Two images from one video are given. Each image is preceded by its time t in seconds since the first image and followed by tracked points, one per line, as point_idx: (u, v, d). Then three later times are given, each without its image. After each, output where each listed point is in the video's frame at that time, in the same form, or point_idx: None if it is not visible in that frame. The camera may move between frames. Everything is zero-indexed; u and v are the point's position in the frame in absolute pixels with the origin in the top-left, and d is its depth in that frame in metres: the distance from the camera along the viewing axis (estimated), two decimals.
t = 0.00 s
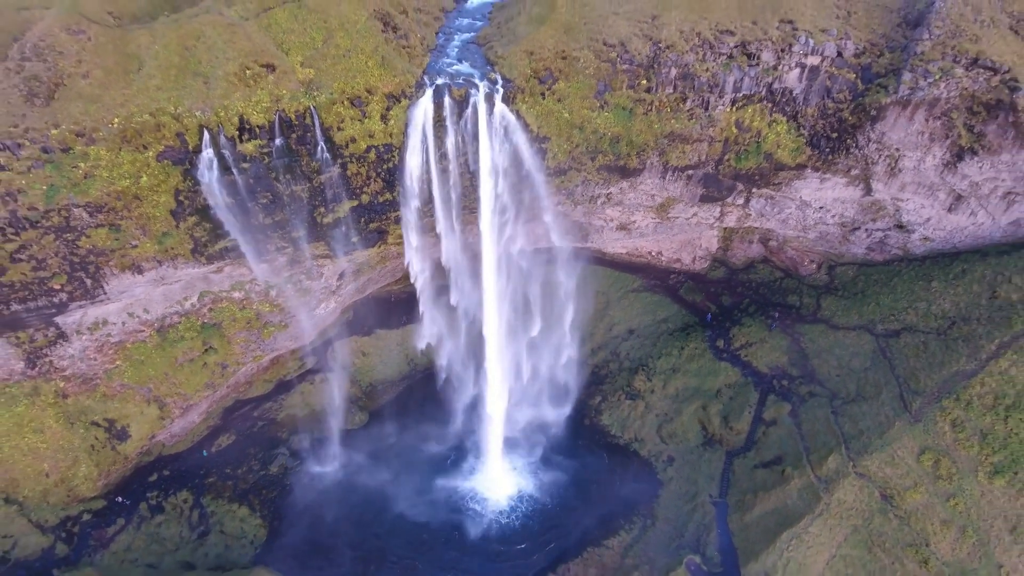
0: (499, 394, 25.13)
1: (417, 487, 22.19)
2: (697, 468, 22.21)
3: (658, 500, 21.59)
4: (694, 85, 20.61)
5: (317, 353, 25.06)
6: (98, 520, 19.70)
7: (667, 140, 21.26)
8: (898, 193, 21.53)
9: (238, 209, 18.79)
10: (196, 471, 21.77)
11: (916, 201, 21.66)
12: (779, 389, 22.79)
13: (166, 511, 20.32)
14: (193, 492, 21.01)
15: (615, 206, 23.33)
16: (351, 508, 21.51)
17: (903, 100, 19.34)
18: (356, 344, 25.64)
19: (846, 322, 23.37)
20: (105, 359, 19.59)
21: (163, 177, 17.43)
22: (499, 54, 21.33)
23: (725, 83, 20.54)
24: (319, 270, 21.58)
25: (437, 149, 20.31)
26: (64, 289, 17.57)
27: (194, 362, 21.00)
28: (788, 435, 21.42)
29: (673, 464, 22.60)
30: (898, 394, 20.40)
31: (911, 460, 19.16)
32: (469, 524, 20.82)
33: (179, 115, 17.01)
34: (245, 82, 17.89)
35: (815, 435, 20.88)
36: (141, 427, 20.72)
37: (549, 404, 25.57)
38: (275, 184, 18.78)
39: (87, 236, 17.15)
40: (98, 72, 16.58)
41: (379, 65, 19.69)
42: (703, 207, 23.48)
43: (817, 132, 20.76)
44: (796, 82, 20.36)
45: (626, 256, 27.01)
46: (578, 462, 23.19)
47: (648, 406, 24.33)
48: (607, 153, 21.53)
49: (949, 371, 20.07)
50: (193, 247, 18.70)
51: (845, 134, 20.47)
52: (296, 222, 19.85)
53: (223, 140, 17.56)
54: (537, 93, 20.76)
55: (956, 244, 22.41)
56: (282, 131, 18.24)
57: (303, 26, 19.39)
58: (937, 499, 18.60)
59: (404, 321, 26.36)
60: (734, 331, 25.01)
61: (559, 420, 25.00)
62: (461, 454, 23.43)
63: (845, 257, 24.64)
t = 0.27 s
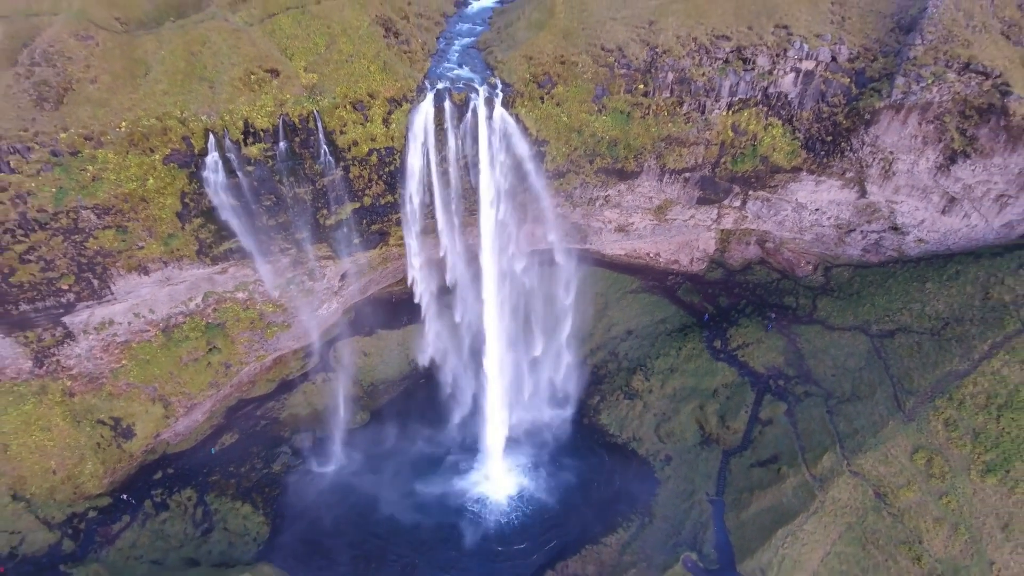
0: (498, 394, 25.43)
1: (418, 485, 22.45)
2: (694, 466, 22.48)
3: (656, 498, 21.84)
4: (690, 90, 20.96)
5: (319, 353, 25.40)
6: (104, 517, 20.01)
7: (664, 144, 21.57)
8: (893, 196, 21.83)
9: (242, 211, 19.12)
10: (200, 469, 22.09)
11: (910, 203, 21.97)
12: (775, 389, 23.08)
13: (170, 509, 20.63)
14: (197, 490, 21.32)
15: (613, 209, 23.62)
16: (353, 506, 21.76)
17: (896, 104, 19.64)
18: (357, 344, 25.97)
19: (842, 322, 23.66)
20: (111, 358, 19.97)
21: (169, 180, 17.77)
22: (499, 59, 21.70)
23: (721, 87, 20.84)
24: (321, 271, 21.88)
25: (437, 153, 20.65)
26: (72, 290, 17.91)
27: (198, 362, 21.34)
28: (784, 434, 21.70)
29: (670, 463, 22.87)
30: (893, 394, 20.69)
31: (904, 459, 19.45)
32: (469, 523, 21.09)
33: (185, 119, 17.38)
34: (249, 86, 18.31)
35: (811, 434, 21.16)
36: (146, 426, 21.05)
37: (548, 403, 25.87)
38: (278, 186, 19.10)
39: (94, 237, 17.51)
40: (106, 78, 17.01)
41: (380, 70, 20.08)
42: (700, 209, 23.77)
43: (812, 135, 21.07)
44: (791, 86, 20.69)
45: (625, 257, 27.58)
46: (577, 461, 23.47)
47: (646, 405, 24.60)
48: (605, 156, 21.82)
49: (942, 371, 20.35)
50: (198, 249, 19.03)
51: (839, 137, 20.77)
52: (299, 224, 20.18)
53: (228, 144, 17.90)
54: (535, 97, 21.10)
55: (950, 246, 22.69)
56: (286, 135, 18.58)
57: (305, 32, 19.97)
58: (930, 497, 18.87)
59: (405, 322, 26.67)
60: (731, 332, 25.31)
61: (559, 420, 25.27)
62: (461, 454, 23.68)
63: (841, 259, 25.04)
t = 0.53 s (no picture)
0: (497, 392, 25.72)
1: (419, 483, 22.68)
2: (692, 465, 22.74)
3: (654, 497, 22.09)
4: (687, 93, 21.27)
5: (321, 352, 25.71)
6: (109, 515, 20.28)
7: (662, 146, 21.86)
8: (888, 197, 22.12)
9: (246, 212, 19.41)
10: (203, 467, 22.37)
11: (905, 205, 22.24)
12: (772, 388, 23.33)
13: (174, 506, 20.90)
14: (200, 488, 21.60)
15: (611, 210, 23.89)
16: (354, 503, 22.01)
17: (890, 107, 19.93)
18: (359, 345, 26.24)
19: (838, 323, 23.92)
20: (116, 357, 20.27)
21: (174, 182, 18.10)
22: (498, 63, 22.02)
23: (717, 90, 21.14)
24: (323, 272, 22.12)
25: (438, 155, 20.94)
26: (78, 290, 18.22)
27: (202, 361, 21.64)
28: (780, 433, 21.95)
29: (668, 462, 23.12)
30: (887, 393, 20.96)
31: (898, 457, 19.71)
32: (469, 520, 21.35)
33: (190, 123, 17.73)
34: (253, 90, 18.65)
35: (807, 433, 21.42)
36: (150, 425, 21.34)
37: (548, 400, 26.17)
38: (282, 188, 19.41)
39: (101, 239, 17.81)
40: (113, 82, 17.36)
41: (382, 74, 20.42)
42: (697, 211, 24.04)
43: (808, 138, 21.34)
44: (787, 90, 20.99)
45: (624, 258, 27.90)
46: (576, 459, 23.73)
47: (644, 405, 24.85)
48: (603, 159, 22.10)
49: (936, 371, 20.59)
50: (202, 250, 19.30)
51: (835, 140, 21.03)
52: (302, 225, 20.46)
53: (233, 146, 18.22)
54: (535, 100, 21.42)
55: (945, 247, 22.95)
56: (289, 138, 18.91)
57: (308, 37, 20.29)
58: (924, 495, 19.12)
59: (406, 322, 26.92)
60: (728, 332, 25.58)
61: (558, 418, 25.55)
62: (461, 452, 23.92)
63: (837, 260, 25.31)
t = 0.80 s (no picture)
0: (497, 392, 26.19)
1: (420, 482, 23.00)
2: (689, 464, 23.03)
3: (651, 495, 22.41)
4: (683, 97, 21.63)
5: (322, 352, 25.99)
6: (115, 512, 20.59)
7: (659, 149, 22.18)
8: (882, 200, 22.43)
9: (250, 214, 19.75)
10: (207, 465, 22.71)
11: (899, 208, 22.56)
12: (768, 388, 23.62)
13: (179, 504, 21.23)
14: (204, 486, 21.93)
15: (610, 212, 24.21)
16: (356, 501, 22.34)
17: (883, 111, 20.25)
18: (360, 345, 26.58)
19: (833, 323, 24.21)
20: (122, 357, 20.63)
21: (180, 185, 18.47)
22: (498, 68, 22.37)
23: (713, 94, 21.50)
24: (324, 273, 22.44)
25: (439, 159, 21.26)
26: (86, 291, 18.56)
27: (206, 361, 21.99)
28: (776, 432, 22.24)
29: (665, 461, 23.42)
30: (881, 393, 21.26)
31: (892, 456, 20.00)
32: (470, 518, 21.67)
33: (196, 127, 18.06)
34: (258, 95, 19.00)
35: (802, 432, 21.71)
36: (155, 423, 21.69)
37: (547, 400, 26.60)
38: (285, 191, 19.75)
39: (108, 240, 18.19)
40: (120, 87, 17.75)
41: (383, 79, 20.78)
42: (694, 213, 24.35)
43: (803, 141, 21.66)
44: (782, 94, 21.32)
45: (622, 260, 28.08)
46: (574, 458, 24.05)
47: (642, 404, 25.14)
48: (601, 162, 22.44)
49: (930, 371, 20.89)
50: (207, 251, 19.66)
51: (829, 143, 21.36)
52: (305, 227, 20.78)
53: (237, 150, 18.56)
54: (534, 105, 21.79)
55: (939, 249, 23.23)
56: (292, 141, 19.23)
57: (311, 43, 20.69)
58: (917, 493, 19.40)
59: (406, 323, 27.28)
60: (725, 333, 25.88)
61: (557, 417, 25.92)
62: (461, 451, 24.26)
63: (833, 262, 25.53)
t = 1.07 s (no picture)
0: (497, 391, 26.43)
1: (421, 481, 23.27)
2: (686, 463, 23.32)
3: (649, 494, 22.70)
4: (680, 101, 21.97)
5: (326, 352, 26.40)
6: (120, 509, 20.90)
7: (656, 153, 22.52)
8: (877, 203, 22.75)
9: (254, 217, 20.09)
10: (211, 464, 23.04)
11: (894, 210, 22.87)
12: (765, 388, 23.92)
13: (183, 501, 21.55)
14: (208, 484, 22.25)
15: (608, 214, 24.53)
16: (357, 499, 22.60)
17: (877, 115, 20.58)
18: (361, 345, 26.91)
19: (829, 324, 24.51)
20: (127, 356, 20.98)
21: (186, 188, 18.82)
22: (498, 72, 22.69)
23: (710, 99, 21.84)
24: (326, 274, 22.75)
25: (440, 162, 21.58)
26: (93, 292, 18.94)
27: (210, 361, 22.33)
28: (772, 432, 22.53)
29: (663, 460, 23.70)
30: (875, 393, 21.56)
31: (886, 455, 20.30)
32: (470, 515, 21.96)
33: (202, 131, 18.43)
34: (262, 100, 19.35)
35: (798, 432, 22.00)
36: (160, 422, 22.03)
37: (547, 399, 26.87)
38: (289, 194, 20.09)
39: (115, 242, 18.56)
40: (128, 92, 18.14)
41: (385, 84, 21.14)
42: (692, 215, 24.67)
43: (798, 144, 21.97)
44: (777, 98, 21.67)
45: (621, 261, 28.49)
46: (573, 457, 24.35)
47: (640, 404, 25.43)
48: (600, 165, 22.78)
49: (923, 371, 21.18)
50: (212, 253, 20.00)
51: (824, 147, 21.69)
52: (308, 230, 21.11)
53: (242, 153, 18.89)
54: (533, 109, 22.13)
55: (933, 251, 23.53)
56: (296, 145, 19.56)
57: (314, 48, 21.07)
58: (910, 491, 19.68)
59: (407, 323, 27.63)
60: (722, 333, 26.19)
61: (555, 416, 26.23)
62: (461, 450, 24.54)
63: (829, 263, 25.82)
